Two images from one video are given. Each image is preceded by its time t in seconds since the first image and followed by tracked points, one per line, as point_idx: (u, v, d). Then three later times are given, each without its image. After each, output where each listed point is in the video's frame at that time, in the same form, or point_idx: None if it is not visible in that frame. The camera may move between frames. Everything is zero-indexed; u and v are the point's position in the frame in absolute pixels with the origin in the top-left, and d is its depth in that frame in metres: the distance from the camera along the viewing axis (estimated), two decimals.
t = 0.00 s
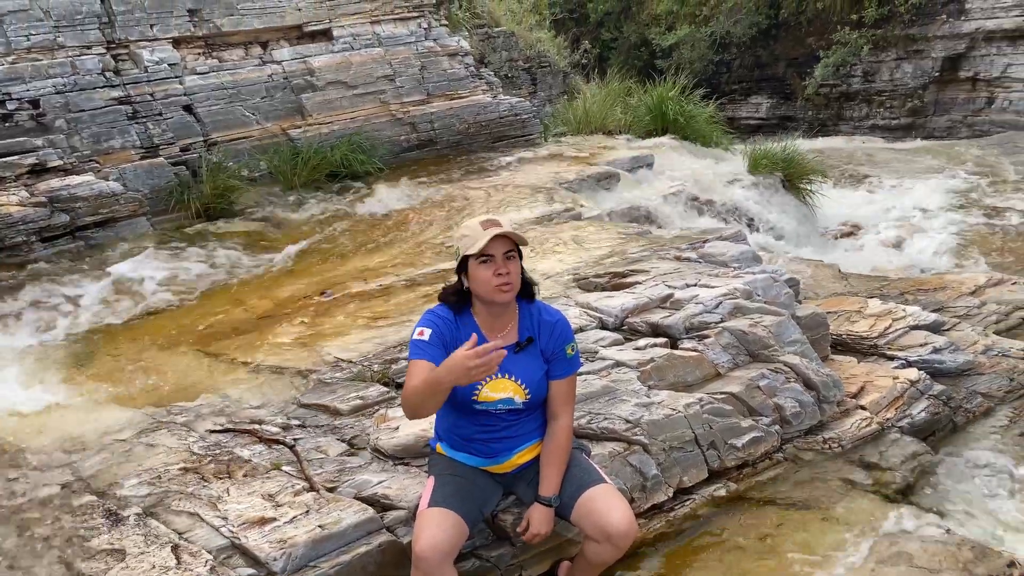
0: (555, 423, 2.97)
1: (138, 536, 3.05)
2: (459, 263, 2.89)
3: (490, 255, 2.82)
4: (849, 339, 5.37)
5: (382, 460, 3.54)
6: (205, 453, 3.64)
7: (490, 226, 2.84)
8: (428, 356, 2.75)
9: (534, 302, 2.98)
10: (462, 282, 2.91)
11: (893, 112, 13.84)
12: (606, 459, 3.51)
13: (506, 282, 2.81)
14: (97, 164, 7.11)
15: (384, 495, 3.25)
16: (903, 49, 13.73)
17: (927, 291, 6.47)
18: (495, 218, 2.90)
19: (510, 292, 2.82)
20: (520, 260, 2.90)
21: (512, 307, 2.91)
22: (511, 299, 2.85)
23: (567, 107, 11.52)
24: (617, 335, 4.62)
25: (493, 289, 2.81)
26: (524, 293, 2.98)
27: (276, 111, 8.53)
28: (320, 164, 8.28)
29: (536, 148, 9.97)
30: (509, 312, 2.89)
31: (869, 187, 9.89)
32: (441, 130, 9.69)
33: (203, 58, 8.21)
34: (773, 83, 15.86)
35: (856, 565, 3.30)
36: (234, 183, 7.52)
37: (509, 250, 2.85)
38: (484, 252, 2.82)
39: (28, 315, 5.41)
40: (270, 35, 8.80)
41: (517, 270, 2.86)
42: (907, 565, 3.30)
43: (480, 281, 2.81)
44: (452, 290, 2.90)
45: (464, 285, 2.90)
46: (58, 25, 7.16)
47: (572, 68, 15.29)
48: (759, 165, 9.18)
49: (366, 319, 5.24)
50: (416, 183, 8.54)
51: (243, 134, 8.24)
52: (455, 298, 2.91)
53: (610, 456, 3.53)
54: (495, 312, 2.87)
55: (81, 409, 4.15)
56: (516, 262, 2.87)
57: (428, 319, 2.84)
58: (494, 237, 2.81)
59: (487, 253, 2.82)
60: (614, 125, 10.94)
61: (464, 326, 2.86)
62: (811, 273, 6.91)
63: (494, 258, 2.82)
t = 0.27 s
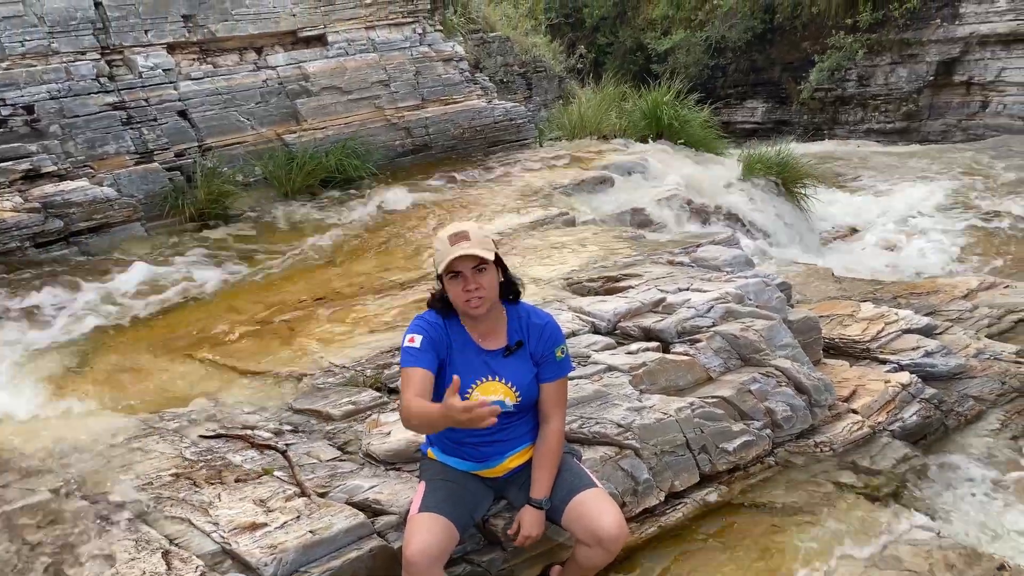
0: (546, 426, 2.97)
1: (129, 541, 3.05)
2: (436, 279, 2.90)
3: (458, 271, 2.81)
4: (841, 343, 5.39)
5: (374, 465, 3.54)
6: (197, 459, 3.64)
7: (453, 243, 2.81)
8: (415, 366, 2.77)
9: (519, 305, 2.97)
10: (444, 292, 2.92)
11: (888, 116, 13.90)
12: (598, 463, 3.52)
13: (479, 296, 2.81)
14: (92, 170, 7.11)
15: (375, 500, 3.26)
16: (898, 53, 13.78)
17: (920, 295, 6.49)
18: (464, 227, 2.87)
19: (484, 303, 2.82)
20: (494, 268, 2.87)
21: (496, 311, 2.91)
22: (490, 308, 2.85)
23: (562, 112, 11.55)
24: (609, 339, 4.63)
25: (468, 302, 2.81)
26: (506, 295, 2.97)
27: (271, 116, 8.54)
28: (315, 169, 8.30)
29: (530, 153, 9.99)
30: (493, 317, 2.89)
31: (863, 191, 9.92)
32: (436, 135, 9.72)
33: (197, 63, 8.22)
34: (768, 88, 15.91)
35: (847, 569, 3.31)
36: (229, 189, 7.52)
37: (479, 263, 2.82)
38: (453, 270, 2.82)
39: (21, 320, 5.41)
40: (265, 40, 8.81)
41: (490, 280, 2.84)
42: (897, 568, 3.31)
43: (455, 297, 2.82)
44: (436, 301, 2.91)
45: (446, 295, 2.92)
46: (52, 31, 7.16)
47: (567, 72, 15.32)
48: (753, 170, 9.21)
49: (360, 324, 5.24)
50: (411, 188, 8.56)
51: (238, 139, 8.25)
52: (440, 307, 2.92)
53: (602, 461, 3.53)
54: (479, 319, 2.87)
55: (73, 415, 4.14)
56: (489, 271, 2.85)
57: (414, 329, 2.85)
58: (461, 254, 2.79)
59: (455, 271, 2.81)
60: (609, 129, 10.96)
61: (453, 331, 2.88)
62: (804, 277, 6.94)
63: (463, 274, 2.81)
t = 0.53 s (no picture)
0: (538, 433, 2.98)
1: (122, 547, 3.05)
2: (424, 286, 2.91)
3: (442, 279, 2.81)
4: (836, 347, 5.40)
5: (368, 470, 3.54)
6: (191, 465, 3.64)
7: (440, 250, 2.81)
8: (408, 400, 2.84)
9: (507, 312, 2.95)
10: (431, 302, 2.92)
11: (884, 120, 13.93)
12: (592, 468, 3.52)
13: (461, 306, 2.80)
14: (88, 175, 7.11)
15: (369, 506, 3.26)
16: (894, 57, 13.82)
17: (916, 299, 6.50)
18: (450, 236, 2.84)
19: (466, 315, 2.80)
20: (479, 277, 2.85)
21: (482, 322, 2.89)
22: (473, 318, 2.83)
23: (558, 116, 11.56)
24: (604, 344, 4.64)
25: (452, 313, 2.80)
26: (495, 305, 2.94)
27: (267, 121, 8.55)
28: (311, 174, 8.30)
29: (527, 158, 10.00)
30: (478, 328, 2.87)
31: (859, 195, 9.94)
32: (433, 139, 9.74)
33: (194, 69, 8.23)
34: (765, 92, 15.94)
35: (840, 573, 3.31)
36: (225, 194, 7.52)
37: (463, 272, 2.80)
38: (437, 276, 2.82)
39: (16, 326, 5.40)
40: (261, 46, 8.82)
41: (475, 290, 2.82)
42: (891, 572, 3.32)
43: (438, 306, 2.82)
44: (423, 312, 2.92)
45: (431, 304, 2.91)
46: (49, 37, 7.16)
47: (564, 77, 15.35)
48: (749, 174, 9.22)
49: (355, 330, 5.25)
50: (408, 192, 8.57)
51: (234, 144, 8.26)
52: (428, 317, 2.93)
53: (596, 466, 3.54)
54: (462, 332, 2.86)
55: (68, 421, 4.14)
56: (474, 281, 2.83)
57: (400, 351, 2.84)
58: (444, 260, 2.78)
59: (440, 277, 2.81)
60: (605, 134, 10.98)
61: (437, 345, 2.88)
62: (800, 281, 6.95)
63: (446, 281, 2.81)
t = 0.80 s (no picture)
0: (536, 437, 2.98)
1: (121, 552, 3.05)
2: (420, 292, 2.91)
3: (440, 284, 2.82)
4: (834, 350, 5.41)
5: (367, 474, 3.54)
6: (190, 469, 3.64)
7: (438, 255, 2.82)
8: (407, 408, 2.85)
9: (503, 317, 2.95)
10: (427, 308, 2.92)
11: (881, 124, 13.99)
12: (591, 472, 3.52)
13: (459, 311, 2.80)
14: (86, 180, 7.11)
15: (368, 509, 3.26)
16: (890, 61, 13.85)
17: (913, 302, 6.52)
18: (447, 241, 2.85)
19: (464, 320, 2.81)
20: (477, 282, 2.86)
21: (478, 327, 2.89)
22: (471, 323, 2.84)
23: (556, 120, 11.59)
24: (603, 348, 4.64)
25: (450, 318, 2.80)
26: (491, 310, 2.95)
27: (265, 126, 8.56)
28: (309, 179, 8.31)
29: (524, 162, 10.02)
30: (476, 333, 2.88)
31: (856, 199, 9.97)
32: (431, 144, 9.76)
33: (191, 74, 8.24)
34: (762, 96, 15.98)
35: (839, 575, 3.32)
36: (223, 199, 7.52)
37: (461, 277, 2.81)
38: (435, 281, 2.82)
39: (14, 330, 5.40)
40: (259, 51, 8.83)
41: (472, 295, 2.83)
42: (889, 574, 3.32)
43: (436, 311, 2.82)
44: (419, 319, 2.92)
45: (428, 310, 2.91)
46: (46, 41, 7.16)
47: (561, 81, 15.38)
48: (746, 178, 9.25)
49: (354, 334, 5.25)
50: (406, 196, 8.58)
51: (232, 149, 8.26)
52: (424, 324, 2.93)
53: (594, 469, 3.54)
54: (460, 337, 2.87)
55: (66, 425, 4.13)
56: (471, 286, 2.84)
57: (398, 359, 2.85)
58: (442, 265, 2.79)
59: (438, 282, 2.82)
60: (603, 138, 10.99)
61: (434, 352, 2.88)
62: (798, 285, 6.96)
63: (444, 287, 2.81)
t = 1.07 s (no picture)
0: (534, 440, 2.99)
1: (118, 558, 3.04)
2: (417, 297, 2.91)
3: (438, 289, 2.82)
4: (828, 353, 5.42)
5: (363, 479, 3.54)
6: (186, 474, 3.63)
7: (436, 260, 2.83)
8: (405, 413, 2.85)
9: (500, 322, 2.96)
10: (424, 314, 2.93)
11: (875, 127, 14.08)
12: (587, 475, 3.53)
13: (458, 316, 2.80)
14: (81, 185, 7.10)
15: (365, 514, 3.26)
16: (884, 65, 13.91)
17: (907, 305, 6.54)
18: (445, 247, 2.86)
19: (462, 325, 2.81)
20: (474, 287, 2.87)
21: (475, 332, 2.90)
22: (469, 328, 2.85)
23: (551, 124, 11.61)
24: (598, 351, 4.65)
25: (449, 324, 2.81)
26: (488, 314, 2.96)
27: (260, 131, 8.57)
28: (304, 183, 8.31)
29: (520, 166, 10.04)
30: (473, 338, 2.89)
31: (850, 202, 10.01)
32: (426, 148, 9.78)
33: (186, 78, 8.23)
34: (756, 100, 16.04)
35: None
36: (218, 204, 7.52)
37: (459, 282, 2.82)
38: (433, 286, 2.82)
39: (8, 336, 5.38)
40: (254, 56, 8.82)
41: (470, 300, 2.84)
42: None
43: (434, 316, 2.82)
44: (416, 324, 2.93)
45: (424, 315, 2.91)
46: (41, 47, 7.15)
47: (556, 85, 15.41)
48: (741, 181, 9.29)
49: (349, 338, 5.25)
50: (401, 201, 8.59)
51: (227, 154, 8.26)
52: (420, 329, 2.93)
53: (591, 472, 3.55)
54: (458, 343, 2.87)
55: (61, 431, 4.12)
56: (469, 291, 2.85)
57: (395, 364, 2.85)
58: (440, 270, 2.80)
59: (435, 287, 2.82)
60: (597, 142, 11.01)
61: (431, 358, 2.88)
62: (792, 287, 6.99)
63: (443, 292, 2.82)
